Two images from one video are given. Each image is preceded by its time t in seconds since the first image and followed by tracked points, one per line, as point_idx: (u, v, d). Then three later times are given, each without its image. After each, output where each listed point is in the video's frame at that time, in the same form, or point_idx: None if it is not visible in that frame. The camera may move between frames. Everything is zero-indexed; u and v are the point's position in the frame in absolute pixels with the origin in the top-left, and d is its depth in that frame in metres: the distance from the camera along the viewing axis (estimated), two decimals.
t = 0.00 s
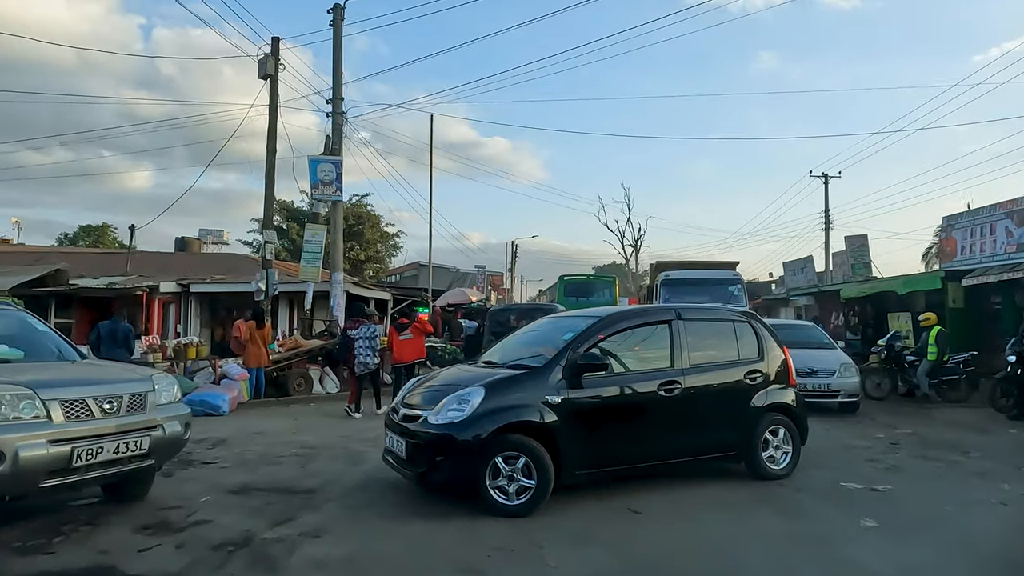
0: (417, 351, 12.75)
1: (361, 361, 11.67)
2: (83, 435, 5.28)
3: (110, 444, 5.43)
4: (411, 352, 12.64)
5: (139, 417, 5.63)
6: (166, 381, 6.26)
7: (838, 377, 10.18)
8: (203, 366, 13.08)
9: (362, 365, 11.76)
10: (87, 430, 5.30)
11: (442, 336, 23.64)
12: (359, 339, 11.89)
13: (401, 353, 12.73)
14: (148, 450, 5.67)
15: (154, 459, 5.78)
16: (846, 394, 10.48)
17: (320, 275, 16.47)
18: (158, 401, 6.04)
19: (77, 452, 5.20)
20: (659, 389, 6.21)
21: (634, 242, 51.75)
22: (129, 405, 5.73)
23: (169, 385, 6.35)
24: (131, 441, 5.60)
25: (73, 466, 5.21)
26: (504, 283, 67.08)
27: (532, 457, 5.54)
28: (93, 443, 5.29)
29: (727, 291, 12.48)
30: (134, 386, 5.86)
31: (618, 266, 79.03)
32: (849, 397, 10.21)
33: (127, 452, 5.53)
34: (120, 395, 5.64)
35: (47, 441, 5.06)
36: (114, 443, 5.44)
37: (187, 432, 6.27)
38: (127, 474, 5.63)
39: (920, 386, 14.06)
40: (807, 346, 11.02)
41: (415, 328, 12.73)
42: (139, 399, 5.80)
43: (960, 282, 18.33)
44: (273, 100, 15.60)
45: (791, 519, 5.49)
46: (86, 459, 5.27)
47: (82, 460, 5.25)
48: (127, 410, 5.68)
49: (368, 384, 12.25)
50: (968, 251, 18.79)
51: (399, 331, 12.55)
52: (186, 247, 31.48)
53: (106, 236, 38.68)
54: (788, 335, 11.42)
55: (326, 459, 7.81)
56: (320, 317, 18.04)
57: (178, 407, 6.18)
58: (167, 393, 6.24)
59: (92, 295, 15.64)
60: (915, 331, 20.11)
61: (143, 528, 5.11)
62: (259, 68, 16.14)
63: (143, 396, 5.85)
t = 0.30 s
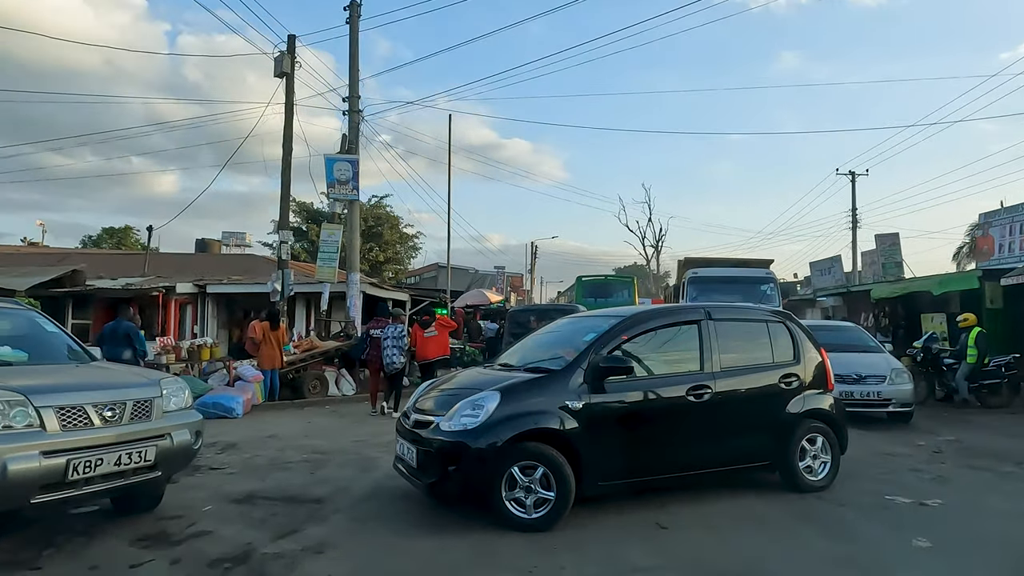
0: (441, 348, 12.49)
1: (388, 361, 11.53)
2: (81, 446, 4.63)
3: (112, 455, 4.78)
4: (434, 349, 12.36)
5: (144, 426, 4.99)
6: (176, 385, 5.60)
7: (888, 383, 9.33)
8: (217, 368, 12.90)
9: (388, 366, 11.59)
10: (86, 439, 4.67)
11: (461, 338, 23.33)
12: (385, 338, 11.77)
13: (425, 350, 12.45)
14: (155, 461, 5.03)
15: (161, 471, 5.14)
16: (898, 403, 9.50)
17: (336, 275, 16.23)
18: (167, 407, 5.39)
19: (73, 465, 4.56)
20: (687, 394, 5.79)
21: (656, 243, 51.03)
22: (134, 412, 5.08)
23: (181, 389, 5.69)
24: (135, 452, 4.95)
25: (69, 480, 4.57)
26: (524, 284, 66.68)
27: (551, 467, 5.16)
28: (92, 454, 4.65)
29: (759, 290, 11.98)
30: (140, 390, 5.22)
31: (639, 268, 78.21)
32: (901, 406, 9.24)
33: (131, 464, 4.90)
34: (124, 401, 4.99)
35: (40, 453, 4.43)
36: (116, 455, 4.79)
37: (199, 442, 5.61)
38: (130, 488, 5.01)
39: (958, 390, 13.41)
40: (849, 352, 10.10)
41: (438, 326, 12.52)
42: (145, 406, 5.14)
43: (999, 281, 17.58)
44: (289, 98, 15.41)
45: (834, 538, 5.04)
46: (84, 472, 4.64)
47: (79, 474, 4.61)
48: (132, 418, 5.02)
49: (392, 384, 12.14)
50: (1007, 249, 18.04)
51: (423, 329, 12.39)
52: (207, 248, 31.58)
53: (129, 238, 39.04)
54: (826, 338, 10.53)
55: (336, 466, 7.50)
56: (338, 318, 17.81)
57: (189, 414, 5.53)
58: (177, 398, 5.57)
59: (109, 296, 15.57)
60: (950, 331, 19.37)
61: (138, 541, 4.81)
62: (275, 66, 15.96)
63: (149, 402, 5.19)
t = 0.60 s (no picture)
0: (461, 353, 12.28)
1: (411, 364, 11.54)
2: (75, 458, 4.13)
3: (110, 467, 4.28)
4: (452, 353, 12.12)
5: (146, 436, 4.49)
6: (182, 390, 5.09)
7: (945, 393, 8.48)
8: (231, 371, 12.77)
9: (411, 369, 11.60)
10: (81, 450, 4.16)
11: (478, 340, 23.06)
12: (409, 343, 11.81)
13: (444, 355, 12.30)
14: (158, 473, 4.53)
15: (165, 484, 4.64)
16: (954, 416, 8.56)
17: (352, 277, 16.04)
18: (172, 413, 4.88)
19: (67, 479, 4.07)
20: (712, 400, 5.44)
21: (675, 245, 50.39)
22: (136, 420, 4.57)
23: (188, 394, 5.18)
24: (137, 464, 4.45)
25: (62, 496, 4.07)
26: (543, 286, 66.33)
27: (567, 478, 4.84)
28: (87, 466, 4.14)
29: (790, 289, 11.56)
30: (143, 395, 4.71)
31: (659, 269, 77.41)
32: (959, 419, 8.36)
33: (132, 477, 4.40)
34: (124, 408, 4.48)
35: (29, 467, 3.94)
36: (116, 467, 4.29)
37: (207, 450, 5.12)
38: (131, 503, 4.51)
39: (995, 396, 12.83)
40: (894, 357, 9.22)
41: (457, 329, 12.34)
42: (147, 413, 4.63)
43: None
44: (304, 98, 15.26)
45: (876, 558, 4.66)
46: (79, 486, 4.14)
47: (74, 489, 4.11)
48: (132, 426, 4.51)
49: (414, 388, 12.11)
50: None
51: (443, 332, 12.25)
52: (226, 250, 31.73)
53: (150, 241, 39.43)
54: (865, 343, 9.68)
55: (345, 472, 7.25)
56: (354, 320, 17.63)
57: (196, 421, 5.03)
58: (184, 404, 5.06)
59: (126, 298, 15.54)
60: (984, 334, 18.68)
61: (133, 554, 4.56)
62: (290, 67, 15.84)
63: (152, 409, 4.68)
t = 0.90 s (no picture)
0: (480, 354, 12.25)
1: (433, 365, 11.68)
2: (70, 470, 3.78)
3: (107, 479, 3.91)
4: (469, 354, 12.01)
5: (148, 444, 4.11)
6: (190, 393, 4.70)
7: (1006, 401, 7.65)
8: (244, 372, 12.67)
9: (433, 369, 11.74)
10: (75, 461, 3.80)
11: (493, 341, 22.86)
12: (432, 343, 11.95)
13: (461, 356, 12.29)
14: (161, 484, 4.16)
15: (171, 495, 4.27)
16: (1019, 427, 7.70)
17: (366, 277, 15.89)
18: (179, 419, 4.50)
19: (59, 492, 3.72)
20: (735, 405, 5.16)
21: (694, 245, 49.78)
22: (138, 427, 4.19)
23: (198, 396, 4.79)
24: (138, 475, 4.08)
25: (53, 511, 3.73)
26: (560, 287, 65.96)
27: (582, 488, 4.59)
28: (81, 479, 3.79)
29: (818, 287, 11.24)
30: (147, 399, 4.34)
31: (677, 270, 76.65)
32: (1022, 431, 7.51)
33: (132, 489, 4.03)
34: (124, 415, 4.10)
35: (18, 479, 3.60)
36: (114, 479, 3.93)
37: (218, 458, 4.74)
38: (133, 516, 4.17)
39: None
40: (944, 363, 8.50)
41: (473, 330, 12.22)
42: (149, 419, 4.24)
43: None
44: (317, 97, 15.15)
45: None
46: (73, 500, 3.79)
47: (68, 503, 3.76)
48: (134, 434, 4.13)
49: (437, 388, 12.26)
50: None
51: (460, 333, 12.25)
52: (242, 251, 31.84)
53: (168, 242, 39.73)
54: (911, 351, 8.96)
55: (355, 477, 7.06)
56: (368, 321, 17.48)
57: (206, 427, 4.64)
58: (193, 408, 4.68)
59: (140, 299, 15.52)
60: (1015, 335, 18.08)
61: (131, 565, 4.37)
62: (304, 66, 15.74)
63: (156, 414, 4.29)
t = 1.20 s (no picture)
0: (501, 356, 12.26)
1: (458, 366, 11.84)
2: (66, 481, 3.41)
3: (107, 491, 3.53)
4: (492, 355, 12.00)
5: (153, 452, 3.74)
6: (201, 396, 4.31)
7: None
8: (257, 372, 12.61)
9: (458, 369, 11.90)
10: (71, 471, 3.43)
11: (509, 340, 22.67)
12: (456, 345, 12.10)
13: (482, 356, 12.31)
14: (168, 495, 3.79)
15: (179, 507, 3.89)
16: None
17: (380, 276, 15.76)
18: (188, 425, 4.10)
19: (54, 506, 3.36)
20: (759, 408, 4.91)
21: (713, 244, 49.19)
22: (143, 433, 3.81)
23: (209, 399, 4.41)
24: (142, 487, 3.69)
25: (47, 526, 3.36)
26: (577, 287, 65.59)
27: (597, 495, 4.37)
28: (77, 491, 3.42)
29: (847, 284, 10.87)
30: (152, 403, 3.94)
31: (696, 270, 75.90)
32: None
33: (135, 502, 3.66)
34: (127, 421, 3.72)
35: (8, 492, 3.24)
36: (116, 491, 3.56)
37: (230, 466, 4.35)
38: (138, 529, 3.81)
39: None
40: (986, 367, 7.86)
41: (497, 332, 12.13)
42: (155, 425, 3.86)
43: None
44: (331, 95, 15.06)
45: None
46: (69, 514, 3.43)
47: (64, 518, 3.40)
48: (138, 441, 3.75)
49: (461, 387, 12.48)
50: None
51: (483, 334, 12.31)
52: (259, 251, 31.94)
53: (187, 241, 40.04)
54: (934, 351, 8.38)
55: (365, 481, 6.91)
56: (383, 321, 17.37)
57: (217, 434, 4.24)
58: (204, 412, 4.29)
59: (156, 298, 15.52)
60: None
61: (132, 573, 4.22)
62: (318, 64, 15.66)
63: (162, 420, 3.91)
